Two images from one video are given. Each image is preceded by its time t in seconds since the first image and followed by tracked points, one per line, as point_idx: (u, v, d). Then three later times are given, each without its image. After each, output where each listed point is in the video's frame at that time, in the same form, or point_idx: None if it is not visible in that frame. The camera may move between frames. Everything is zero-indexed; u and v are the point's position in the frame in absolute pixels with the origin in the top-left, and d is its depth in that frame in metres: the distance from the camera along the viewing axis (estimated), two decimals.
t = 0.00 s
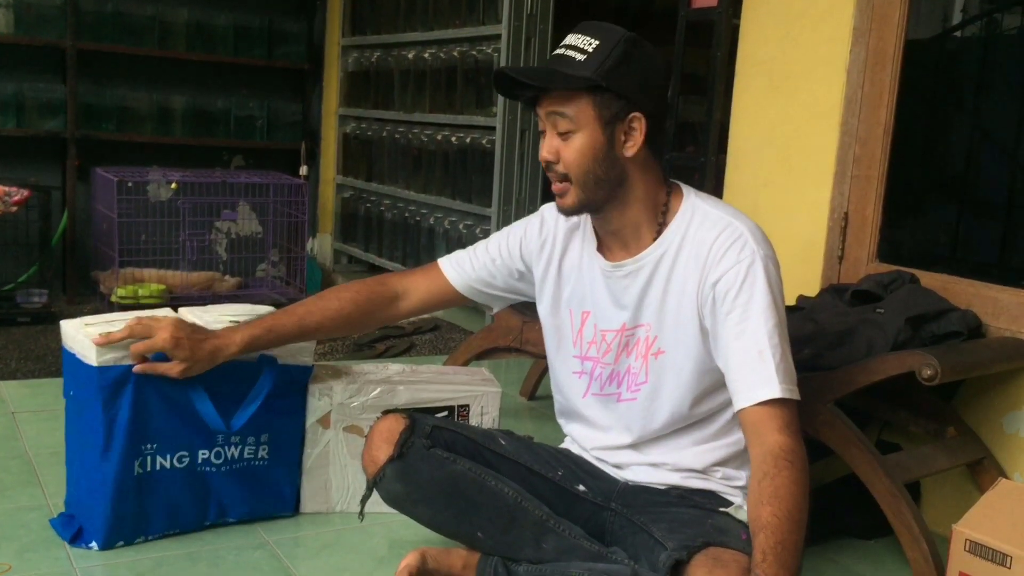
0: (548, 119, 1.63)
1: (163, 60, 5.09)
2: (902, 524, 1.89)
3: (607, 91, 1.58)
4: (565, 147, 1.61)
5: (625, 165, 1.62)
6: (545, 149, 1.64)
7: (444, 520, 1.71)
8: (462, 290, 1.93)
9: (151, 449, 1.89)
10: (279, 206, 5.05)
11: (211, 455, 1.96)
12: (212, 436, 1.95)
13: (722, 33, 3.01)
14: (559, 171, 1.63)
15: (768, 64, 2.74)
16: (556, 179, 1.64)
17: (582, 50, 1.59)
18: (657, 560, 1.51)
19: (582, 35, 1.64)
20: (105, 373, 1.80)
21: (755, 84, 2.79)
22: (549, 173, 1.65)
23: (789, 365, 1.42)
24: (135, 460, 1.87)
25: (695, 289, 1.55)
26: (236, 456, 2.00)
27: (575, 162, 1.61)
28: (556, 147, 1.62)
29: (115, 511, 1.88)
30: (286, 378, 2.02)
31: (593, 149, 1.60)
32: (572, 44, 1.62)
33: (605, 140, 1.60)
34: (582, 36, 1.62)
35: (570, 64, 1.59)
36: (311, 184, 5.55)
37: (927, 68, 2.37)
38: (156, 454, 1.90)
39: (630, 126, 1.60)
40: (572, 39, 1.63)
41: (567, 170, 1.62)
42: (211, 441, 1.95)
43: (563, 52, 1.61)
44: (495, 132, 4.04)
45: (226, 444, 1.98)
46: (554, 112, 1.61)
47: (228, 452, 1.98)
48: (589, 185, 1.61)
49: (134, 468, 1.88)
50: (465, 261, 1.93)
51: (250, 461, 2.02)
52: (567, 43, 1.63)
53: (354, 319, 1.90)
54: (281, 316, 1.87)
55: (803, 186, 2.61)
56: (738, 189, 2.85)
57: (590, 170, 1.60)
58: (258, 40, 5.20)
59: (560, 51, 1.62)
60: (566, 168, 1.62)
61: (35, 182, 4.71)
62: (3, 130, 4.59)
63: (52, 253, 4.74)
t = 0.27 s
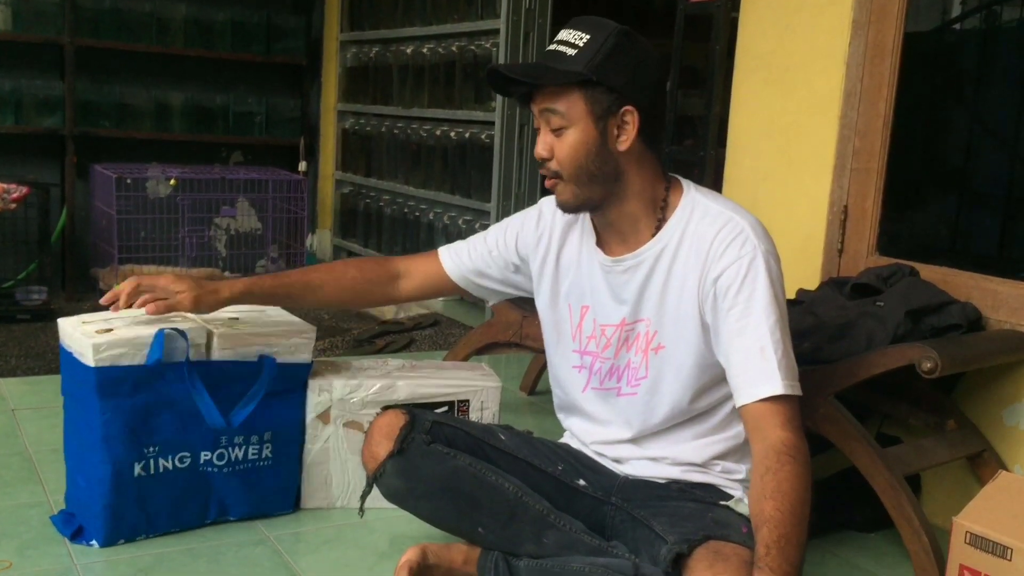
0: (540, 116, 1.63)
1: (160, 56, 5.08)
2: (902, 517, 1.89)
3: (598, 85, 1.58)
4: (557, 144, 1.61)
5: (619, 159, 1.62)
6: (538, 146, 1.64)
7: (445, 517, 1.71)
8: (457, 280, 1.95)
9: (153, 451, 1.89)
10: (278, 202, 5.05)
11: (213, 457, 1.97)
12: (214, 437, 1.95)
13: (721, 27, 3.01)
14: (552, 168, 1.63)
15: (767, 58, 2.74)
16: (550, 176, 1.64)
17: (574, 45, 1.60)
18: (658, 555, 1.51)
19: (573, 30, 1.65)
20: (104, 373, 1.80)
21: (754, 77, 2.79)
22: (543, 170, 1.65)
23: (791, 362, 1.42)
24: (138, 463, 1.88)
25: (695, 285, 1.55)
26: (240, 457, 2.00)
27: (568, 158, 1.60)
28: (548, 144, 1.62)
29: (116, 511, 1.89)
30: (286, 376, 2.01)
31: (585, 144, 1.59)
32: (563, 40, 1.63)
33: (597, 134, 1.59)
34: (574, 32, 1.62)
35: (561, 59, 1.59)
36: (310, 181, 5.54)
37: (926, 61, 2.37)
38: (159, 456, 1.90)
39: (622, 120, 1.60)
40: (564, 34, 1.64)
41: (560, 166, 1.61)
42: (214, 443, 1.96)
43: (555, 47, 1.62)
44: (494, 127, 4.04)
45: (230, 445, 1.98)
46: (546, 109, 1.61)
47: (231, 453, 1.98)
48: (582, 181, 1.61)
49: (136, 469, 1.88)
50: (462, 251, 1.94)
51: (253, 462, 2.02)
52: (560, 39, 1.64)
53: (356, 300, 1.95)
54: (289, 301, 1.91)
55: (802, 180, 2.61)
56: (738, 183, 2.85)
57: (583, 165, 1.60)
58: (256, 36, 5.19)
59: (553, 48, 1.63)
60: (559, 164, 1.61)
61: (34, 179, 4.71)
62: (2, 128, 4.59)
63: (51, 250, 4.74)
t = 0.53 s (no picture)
0: (542, 108, 1.63)
1: (158, 53, 5.08)
2: (903, 511, 1.89)
3: (603, 79, 1.57)
4: (559, 137, 1.61)
5: (622, 153, 1.61)
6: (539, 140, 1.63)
7: (445, 512, 1.71)
8: (462, 272, 1.97)
9: (153, 449, 1.89)
10: (277, 199, 5.05)
11: (213, 454, 1.97)
12: (215, 435, 1.96)
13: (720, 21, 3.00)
14: (554, 161, 1.62)
15: (766, 52, 2.73)
16: (551, 170, 1.64)
17: (580, 38, 1.59)
18: (657, 549, 1.51)
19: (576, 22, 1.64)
20: (103, 371, 1.80)
21: (753, 72, 2.78)
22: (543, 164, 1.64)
23: (789, 363, 1.42)
24: (138, 459, 1.88)
25: (691, 283, 1.54)
26: (240, 454, 2.00)
27: (572, 151, 1.60)
28: (553, 137, 1.61)
29: (117, 508, 1.89)
30: (285, 371, 2.01)
31: (588, 137, 1.59)
32: (569, 32, 1.62)
33: (602, 129, 1.59)
34: (580, 24, 1.62)
35: (569, 51, 1.59)
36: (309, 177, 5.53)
37: (925, 54, 2.36)
38: (159, 453, 1.90)
39: (627, 114, 1.60)
40: (567, 28, 1.63)
41: (564, 160, 1.61)
42: (215, 440, 1.96)
43: (562, 40, 1.61)
44: (493, 122, 4.03)
45: (230, 442, 1.98)
46: (549, 101, 1.61)
47: (232, 450, 1.98)
48: (584, 175, 1.61)
49: (136, 466, 1.88)
50: (466, 241, 1.96)
51: (253, 459, 2.02)
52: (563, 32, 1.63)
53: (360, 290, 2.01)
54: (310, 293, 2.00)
55: (801, 174, 2.61)
56: (737, 178, 2.85)
57: (588, 159, 1.60)
58: (255, 32, 5.19)
59: (559, 39, 1.62)
60: (563, 158, 1.61)
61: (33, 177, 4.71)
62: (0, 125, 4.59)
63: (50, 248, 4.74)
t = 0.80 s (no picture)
0: (582, 98, 1.58)
1: (158, 53, 5.08)
2: (903, 510, 1.89)
3: (649, 72, 1.58)
4: (603, 128, 1.57)
5: (649, 146, 1.64)
6: (578, 130, 1.58)
7: (444, 511, 1.71)
8: (482, 308, 1.97)
9: (153, 448, 1.89)
10: (277, 199, 5.05)
11: (213, 454, 1.97)
12: (215, 435, 1.95)
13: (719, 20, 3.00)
14: (594, 152, 1.58)
15: (766, 51, 2.73)
16: (586, 162, 1.59)
17: (617, 31, 1.56)
18: (656, 548, 1.51)
19: (596, 15, 1.60)
20: (103, 370, 1.80)
21: (753, 71, 2.78)
22: (578, 155, 1.59)
23: (775, 353, 1.43)
24: (138, 459, 1.88)
25: (680, 278, 1.55)
26: (240, 454, 2.00)
27: (617, 143, 1.57)
28: (594, 128, 1.58)
29: (117, 508, 1.89)
30: (285, 371, 2.01)
31: (633, 130, 1.58)
32: (599, 23, 1.57)
33: (643, 122, 1.59)
34: (606, 16, 1.58)
35: (613, 42, 1.55)
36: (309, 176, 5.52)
37: (925, 54, 2.36)
38: (160, 452, 1.90)
39: (656, 108, 1.63)
40: (591, 18, 1.59)
41: (607, 152, 1.57)
42: (215, 440, 1.96)
43: (596, 30, 1.56)
44: (493, 122, 4.03)
45: (230, 442, 1.98)
46: (596, 91, 1.57)
47: (232, 450, 1.98)
48: (624, 167, 1.59)
49: (136, 466, 1.88)
50: (478, 275, 1.95)
51: (253, 458, 2.02)
52: (589, 23, 1.58)
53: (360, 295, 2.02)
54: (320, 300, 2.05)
55: (802, 173, 2.61)
56: (737, 177, 2.85)
57: (631, 151, 1.58)
58: (254, 31, 5.20)
59: (592, 29, 1.56)
60: (606, 150, 1.57)
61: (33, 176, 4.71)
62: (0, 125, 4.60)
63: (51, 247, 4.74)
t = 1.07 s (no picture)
0: (589, 102, 1.58)
1: (160, 55, 5.09)
2: (903, 515, 1.89)
3: (652, 74, 1.59)
4: (611, 131, 1.58)
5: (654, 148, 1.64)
6: (585, 134, 1.58)
7: (445, 515, 1.71)
8: (491, 326, 1.97)
9: (154, 451, 1.89)
10: (278, 202, 5.06)
11: (214, 457, 1.97)
12: (216, 438, 1.95)
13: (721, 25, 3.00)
14: (603, 156, 1.58)
15: (767, 56, 2.73)
16: (594, 166, 1.59)
17: (620, 34, 1.57)
18: (658, 552, 1.51)
19: (596, 20, 1.61)
20: (104, 374, 1.80)
21: (754, 76, 2.78)
22: (586, 159, 1.58)
23: (777, 356, 1.43)
24: (138, 462, 1.88)
25: (683, 281, 1.55)
26: (240, 458, 2.00)
27: (626, 145, 1.58)
28: (603, 132, 1.58)
29: (117, 511, 1.89)
30: (286, 375, 2.01)
31: (640, 132, 1.58)
32: (600, 27, 1.58)
33: (647, 124, 1.60)
34: (606, 21, 1.60)
35: (619, 45, 1.56)
36: (310, 180, 5.52)
37: (926, 59, 2.37)
38: (160, 455, 1.90)
39: (658, 109, 1.64)
40: (590, 23, 1.60)
41: (615, 155, 1.58)
42: (215, 444, 1.96)
43: (600, 34, 1.57)
44: (494, 126, 4.03)
45: (230, 446, 1.98)
46: (602, 94, 1.57)
47: (232, 453, 1.98)
48: (632, 168, 1.59)
49: (137, 469, 1.88)
50: (481, 290, 1.96)
51: (254, 462, 2.02)
52: (589, 28, 1.59)
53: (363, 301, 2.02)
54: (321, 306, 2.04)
55: (802, 178, 2.61)
56: (738, 181, 2.85)
57: (638, 153, 1.59)
58: (257, 34, 5.20)
59: (594, 33, 1.57)
60: (614, 152, 1.58)
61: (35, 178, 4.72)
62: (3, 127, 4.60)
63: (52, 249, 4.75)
